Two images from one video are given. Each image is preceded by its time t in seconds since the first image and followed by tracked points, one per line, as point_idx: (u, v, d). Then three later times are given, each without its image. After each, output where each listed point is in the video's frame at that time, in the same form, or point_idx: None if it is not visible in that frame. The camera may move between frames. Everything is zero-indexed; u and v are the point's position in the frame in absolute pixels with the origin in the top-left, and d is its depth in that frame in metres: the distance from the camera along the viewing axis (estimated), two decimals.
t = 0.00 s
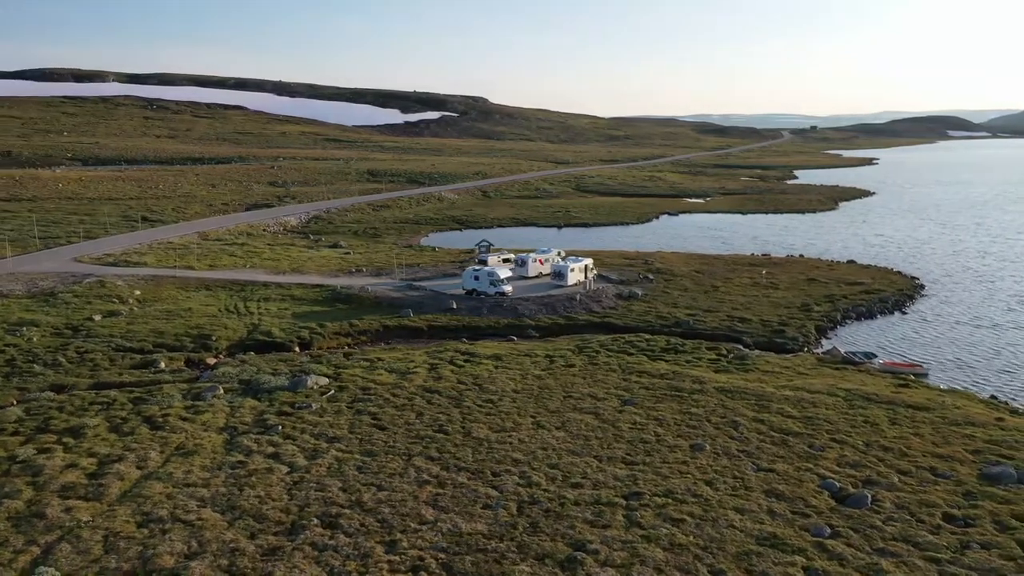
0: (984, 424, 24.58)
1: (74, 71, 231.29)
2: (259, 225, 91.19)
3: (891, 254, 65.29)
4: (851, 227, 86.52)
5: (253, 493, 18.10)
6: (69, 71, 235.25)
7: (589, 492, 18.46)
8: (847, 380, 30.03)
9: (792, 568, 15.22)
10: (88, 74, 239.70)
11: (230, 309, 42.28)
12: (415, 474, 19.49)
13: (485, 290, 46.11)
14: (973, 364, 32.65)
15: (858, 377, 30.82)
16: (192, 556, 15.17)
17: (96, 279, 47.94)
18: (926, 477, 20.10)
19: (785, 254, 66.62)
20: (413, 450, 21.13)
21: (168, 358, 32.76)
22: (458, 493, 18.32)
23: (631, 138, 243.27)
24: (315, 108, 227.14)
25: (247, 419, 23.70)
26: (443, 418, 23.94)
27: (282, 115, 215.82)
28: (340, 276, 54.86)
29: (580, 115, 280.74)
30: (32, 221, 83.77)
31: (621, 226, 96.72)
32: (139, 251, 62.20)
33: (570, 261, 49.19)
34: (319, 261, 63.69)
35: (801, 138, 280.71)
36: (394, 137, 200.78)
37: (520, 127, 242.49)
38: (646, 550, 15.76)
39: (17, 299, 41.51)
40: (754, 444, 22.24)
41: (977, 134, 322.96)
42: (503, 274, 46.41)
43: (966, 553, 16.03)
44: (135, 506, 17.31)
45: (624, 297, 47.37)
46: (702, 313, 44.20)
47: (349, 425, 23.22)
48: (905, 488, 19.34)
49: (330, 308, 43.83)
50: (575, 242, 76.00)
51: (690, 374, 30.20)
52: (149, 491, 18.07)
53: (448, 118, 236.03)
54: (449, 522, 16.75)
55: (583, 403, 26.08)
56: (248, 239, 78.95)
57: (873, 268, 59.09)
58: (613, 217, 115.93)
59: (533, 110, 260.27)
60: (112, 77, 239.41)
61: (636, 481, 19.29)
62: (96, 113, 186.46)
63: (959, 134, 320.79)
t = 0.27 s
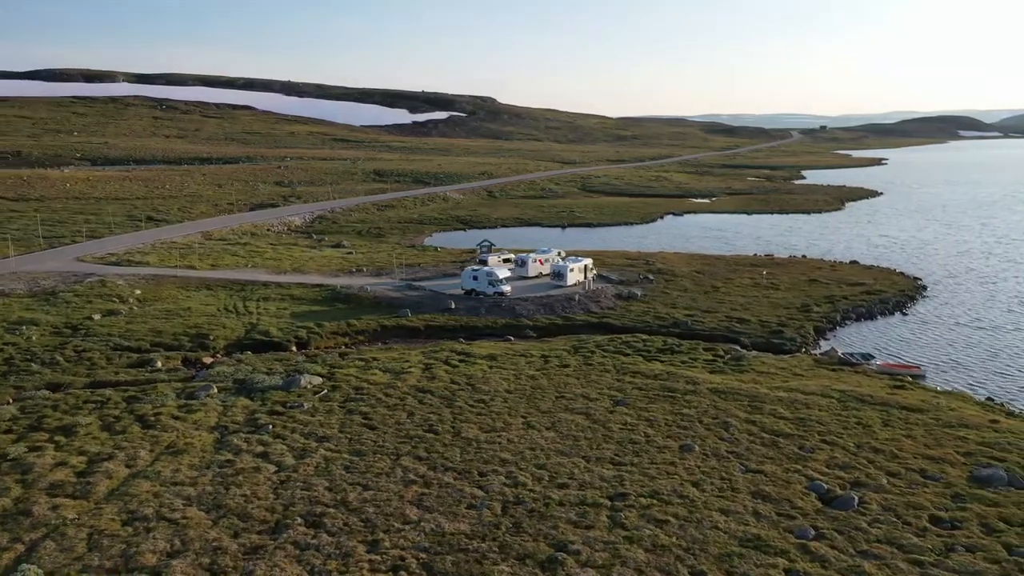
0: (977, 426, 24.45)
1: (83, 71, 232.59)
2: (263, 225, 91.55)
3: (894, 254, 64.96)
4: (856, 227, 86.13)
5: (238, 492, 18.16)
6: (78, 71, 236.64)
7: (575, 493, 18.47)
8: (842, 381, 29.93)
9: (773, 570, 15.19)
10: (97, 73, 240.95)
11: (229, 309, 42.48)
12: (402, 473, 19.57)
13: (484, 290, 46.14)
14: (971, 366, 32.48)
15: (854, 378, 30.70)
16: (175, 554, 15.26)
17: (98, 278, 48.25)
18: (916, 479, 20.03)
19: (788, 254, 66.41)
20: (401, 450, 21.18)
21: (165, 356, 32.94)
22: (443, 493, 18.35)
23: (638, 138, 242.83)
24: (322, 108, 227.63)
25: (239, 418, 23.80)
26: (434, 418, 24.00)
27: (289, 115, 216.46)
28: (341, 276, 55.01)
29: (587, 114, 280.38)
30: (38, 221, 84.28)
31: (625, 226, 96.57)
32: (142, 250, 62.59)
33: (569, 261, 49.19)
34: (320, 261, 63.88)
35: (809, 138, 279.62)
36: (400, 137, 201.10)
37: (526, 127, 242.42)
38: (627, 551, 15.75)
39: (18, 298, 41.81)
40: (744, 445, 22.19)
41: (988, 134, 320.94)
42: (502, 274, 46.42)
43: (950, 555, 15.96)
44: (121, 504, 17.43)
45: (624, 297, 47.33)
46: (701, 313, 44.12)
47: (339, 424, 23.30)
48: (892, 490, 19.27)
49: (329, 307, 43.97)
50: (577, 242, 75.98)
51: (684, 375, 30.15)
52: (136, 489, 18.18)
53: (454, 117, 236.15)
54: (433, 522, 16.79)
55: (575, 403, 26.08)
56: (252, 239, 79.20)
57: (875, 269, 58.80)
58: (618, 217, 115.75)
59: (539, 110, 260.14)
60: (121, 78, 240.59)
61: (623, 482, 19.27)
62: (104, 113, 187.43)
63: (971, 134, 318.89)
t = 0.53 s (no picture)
0: (971, 427, 24.29)
1: (92, 71, 233.90)
2: (267, 224, 91.92)
3: (898, 255, 64.59)
4: (861, 228, 85.72)
5: (225, 491, 18.22)
6: (87, 71, 238.09)
7: (560, 494, 18.45)
8: (837, 383, 29.81)
9: (754, 572, 15.13)
10: (106, 73, 242.33)
11: (228, 308, 42.65)
12: (389, 473, 19.59)
13: (483, 290, 46.15)
14: (969, 367, 32.31)
15: (849, 379, 30.58)
16: (157, 553, 15.31)
17: (99, 277, 48.54)
18: (905, 481, 19.92)
19: (791, 255, 66.17)
20: (389, 450, 21.20)
21: (162, 356, 33.09)
22: (429, 493, 18.36)
23: (644, 138, 242.35)
24: (329, 108, 228.19)
25: (231, 417, 23.89)
26: (424, 418, 24.02)
27: (295, 115, 217.20)
28: (342, 276, 55.12)
29: (594, 114, 280.12)
30: (45, 220, 84.85)
31: (629, 227, 96.43)
32: (145, 250, 62.96)
33: (569, 262, 49.14)
34: (322, 261, 64.05)
35: (817, 138, 278.43)
36: (407, 136, 201.42)
37: (533, 126, 242.41)
38: (609, 552, 15.72)
39: (19, 297, 42.10)
40: (734, 446, 22.13)
41: (1000, 134, 318.68)
42: (501, 274, 46.41)
43: (934, 558, 15.87)
44: (108, 502, 17.52)
45: (623, 297, 47.26)
46: (699, 314, 43.99)
47: (329, 424, 23.35)
48: (880, 492, 19.17)
49: (328, 307, 44.10)
50: (580, 242, 75.96)
51: (679, 376, 30.07)
52: (123, 487, 18.27)
53: (461, 117, 236.30)
54: (416, 522, 16.81)
55: (566, 403, 26.06)
56: (256, 238, 79.50)
57: (878, 270, 58.50)
58: (623, 217, 115.58)
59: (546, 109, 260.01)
60: (129, 78, 241.88)
61: (609, 482, 19.24)
62: (112, 113, 188.47)
63: (982, 134, 316.78)
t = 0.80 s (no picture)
0: (965, 430, 24.14)
1: (101, 71, 235.26)
2: (271, 224, 92.30)
3: (902, 256, 64.22)
4: (866, 228, 85.28)
5: (211, 490, 18.30)
6: (96, 71, 239.56)
7: (546, 494, 18.44)
8: (832, 384, 29.68)
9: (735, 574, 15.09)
10: (115, 73, 243.81)
11: (227, 308, 42.81)
12: (376, 473, 19.64)
13: (482, 290, 46.17)
14: (967, 369, 32.14)
15: (845, 381, 30.46)
16: (140, 551, 15.40)
17: (101, 277, 48.82)
18: (893, 483, 19.83)
19: (793, 255, 65.89)
20: (378, 449, 21.24)
21: (159, 355, 33.25)
22: (414, 493, 18.40)
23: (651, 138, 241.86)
24: (336, 108, 228.72)
25: (223, 416, 24.00)
26: (415, 418, 24.04)
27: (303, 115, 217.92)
28: (342, 276, 55.20)
29: (601, 114, 279.82)
30: (51, 220, 85.38)
31: (634, 226, 96.35)
32: (148, 249, 63.33)
33: (569, 262, 49.09)
34: (324, 260, 64.20)
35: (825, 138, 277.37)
36: (413, 136, 201.71)
37: (540, 126, 242.31)
38: (591, 553, 15.73)
39: (20, 296, 42.39)
40: (723, 448, 22.07)
41: (1012, 134, 316.58)
42: (500, 274, 46.41)
43: (918, 561, 15.80)
44: (95, 500, 17.63)
45: (622, 297, 47.19)
46: (698, 314, 43.89)
47: (321, 423, 23.40)
48: (868, 493, 19.09)
49: (327, 307, 44.21)
50: (583, 242, 75.91)
51: (673, 376, 30.00)
52: (111, 486, 18.37)
53: (468, 117, 236.50)
54: (399, 522, 16.83)
55: (558, 403, 26.05)
56: (259, 238, 79.77)
57: (881, 271, 58.19)
58: (627, 217, 115.42)
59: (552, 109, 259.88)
60: (138, 78, 243.11)
61: (595, 483, 19.21)
62: (120, 112, 189.44)
63: (994, 134, 314.73)
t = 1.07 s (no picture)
0: (958, 432, 24.00)
1: (110, 72, 236.64)
2: (276, 224, 92.65)
3: (905, 257, 63.83)
4: (871, 229, 84.78)
5: (199, 488, 18.37)
6: (106, 72, 241.00)
7: (531, 494, 18.42)
8: (827, 385, 29.55)
9: None
10: (124, 73, 245.20)
11: (227, 307, 42.99)
12: (363, 472, 19.67)
13: (481, 290, 46.19)
14: (964, 371, 31.96)
15: (840, 382, 30.31)
16: (124, 548, 15.47)
17: (103, 276, 49.11)
18: (883, 485, 19.73)
19: (796, 256, 65.58)
20: (367, 449, 21.29)
21: (156, 354, 33.40)
22: (400, 493, 18.43)
23: (658, 138, 241.33)
24: (342, 108, 229.27)
25: (215, 415, 24.10)
26: (406, 418, 24.06)
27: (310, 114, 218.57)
28: (343, 275, 55.31)
29: (607, 114, 279.35)
30: (58, 219, 86.00)
31: (638, 227, 96.20)
32: (152, 249, 63.68)
33: (568, 262, 49.06)
34: (326, 260, 64.36)
35: (833, 138, 276.03)
36: (419, 136, 201.93)
37: (546, 125, 242.16)
38: (572, 553, 15.72)
39: (22, 295, 42.67)
40: (713, 449, 21.99)
41: None
42: (499, 274, 46.41)
43: (902, 563, 15.73)
44: (82, 498, 17.73)
45: (621, 298, 47.11)
46: (697, 314, 43.77)
47: (312, 422, 23.47)
48: (856, 495, 18.99)
49: (327, 306, 44.33)
50: (586, 242, 75.86)
51: (667, 377, 29.95)
52: (99, 484, 18.47)
53: (474, 117, 236.56)
54: (383, 521, 16.87)
55: (551, 403, 26.02)
56: (263, 238, 80.02)
57: (884, 271, 57.86)
58: (632, 217, 115.22)
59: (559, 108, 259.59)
60: (146, 78, 244.33)
61: (582, 483, 19.19)
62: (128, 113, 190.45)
63: (1006, 134, 312.38)
